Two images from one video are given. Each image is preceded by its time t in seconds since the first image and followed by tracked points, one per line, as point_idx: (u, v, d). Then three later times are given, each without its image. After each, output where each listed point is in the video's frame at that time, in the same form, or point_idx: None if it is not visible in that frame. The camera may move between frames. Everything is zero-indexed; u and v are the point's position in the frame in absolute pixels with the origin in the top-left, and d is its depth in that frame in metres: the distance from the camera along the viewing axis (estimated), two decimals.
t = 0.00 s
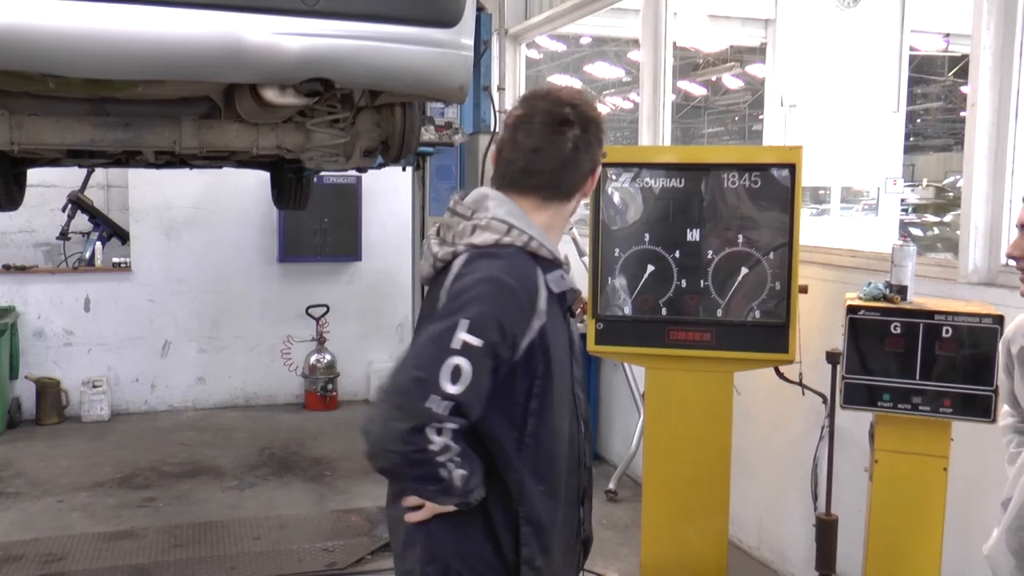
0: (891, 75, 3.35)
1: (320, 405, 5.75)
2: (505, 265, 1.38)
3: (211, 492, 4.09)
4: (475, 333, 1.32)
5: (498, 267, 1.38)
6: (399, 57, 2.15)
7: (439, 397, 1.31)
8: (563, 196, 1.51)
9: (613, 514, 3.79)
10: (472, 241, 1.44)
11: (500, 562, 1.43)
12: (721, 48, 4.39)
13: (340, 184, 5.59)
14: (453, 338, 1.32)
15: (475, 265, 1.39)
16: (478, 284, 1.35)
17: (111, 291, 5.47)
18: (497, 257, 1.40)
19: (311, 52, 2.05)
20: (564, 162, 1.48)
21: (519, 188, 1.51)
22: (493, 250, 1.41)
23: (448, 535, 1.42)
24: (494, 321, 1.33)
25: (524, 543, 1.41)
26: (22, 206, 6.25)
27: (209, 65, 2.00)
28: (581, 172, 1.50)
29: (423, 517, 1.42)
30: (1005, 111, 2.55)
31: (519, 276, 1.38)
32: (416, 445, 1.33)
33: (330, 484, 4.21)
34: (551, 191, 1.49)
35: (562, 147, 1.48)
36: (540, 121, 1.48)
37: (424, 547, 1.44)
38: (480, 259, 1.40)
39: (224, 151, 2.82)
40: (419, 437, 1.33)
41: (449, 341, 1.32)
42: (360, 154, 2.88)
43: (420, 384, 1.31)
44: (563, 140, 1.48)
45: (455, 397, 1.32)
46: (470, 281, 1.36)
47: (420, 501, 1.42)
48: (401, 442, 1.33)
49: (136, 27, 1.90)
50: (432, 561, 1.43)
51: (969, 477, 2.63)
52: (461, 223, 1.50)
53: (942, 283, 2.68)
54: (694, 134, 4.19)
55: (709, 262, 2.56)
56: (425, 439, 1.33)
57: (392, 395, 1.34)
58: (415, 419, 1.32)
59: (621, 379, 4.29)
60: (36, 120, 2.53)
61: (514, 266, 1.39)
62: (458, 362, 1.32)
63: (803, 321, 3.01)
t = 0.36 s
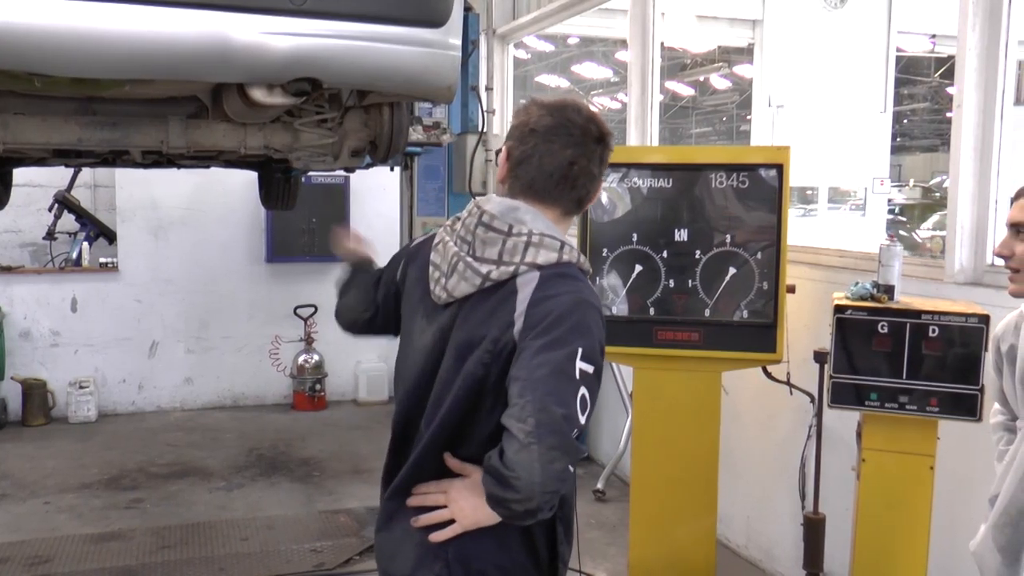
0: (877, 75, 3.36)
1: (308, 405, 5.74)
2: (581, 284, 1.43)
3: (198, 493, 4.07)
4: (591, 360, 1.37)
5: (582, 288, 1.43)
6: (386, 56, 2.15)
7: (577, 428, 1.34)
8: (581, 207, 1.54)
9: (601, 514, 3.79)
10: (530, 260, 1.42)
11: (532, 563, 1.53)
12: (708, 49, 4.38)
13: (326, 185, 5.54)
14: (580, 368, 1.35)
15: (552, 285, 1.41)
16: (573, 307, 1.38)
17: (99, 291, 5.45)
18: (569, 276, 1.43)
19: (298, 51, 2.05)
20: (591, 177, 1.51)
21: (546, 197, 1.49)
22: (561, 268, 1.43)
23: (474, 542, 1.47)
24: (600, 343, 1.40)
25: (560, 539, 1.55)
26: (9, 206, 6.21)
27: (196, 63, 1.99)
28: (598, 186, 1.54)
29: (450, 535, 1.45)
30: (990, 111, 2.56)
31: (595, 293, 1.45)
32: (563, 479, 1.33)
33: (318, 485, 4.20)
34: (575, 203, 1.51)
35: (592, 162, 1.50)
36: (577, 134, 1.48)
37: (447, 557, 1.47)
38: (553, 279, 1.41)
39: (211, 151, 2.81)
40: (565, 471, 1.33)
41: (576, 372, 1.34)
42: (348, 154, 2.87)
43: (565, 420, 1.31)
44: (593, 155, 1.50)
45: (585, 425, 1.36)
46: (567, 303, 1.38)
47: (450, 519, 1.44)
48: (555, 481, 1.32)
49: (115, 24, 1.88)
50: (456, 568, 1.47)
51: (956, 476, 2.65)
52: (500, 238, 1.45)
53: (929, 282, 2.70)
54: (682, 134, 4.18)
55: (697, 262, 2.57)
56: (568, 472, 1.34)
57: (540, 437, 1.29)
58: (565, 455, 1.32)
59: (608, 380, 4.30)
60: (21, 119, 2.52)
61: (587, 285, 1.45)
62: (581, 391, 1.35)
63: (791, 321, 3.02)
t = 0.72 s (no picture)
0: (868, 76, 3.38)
1: (300, 405, 5.73)
2: (572, 304, 1.41)
3: (189, 493, 4.06)
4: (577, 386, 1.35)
5: (574, 308, 1.40)
6: (378, 55, 2.15)
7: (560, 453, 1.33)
8: (585, 224, 1.51)
9: (592, 513, 3.79)
10: (523, 278, 1.40)
11: (524, 562, 1.52)
12: (699, 49, 4.39)
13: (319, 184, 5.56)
14: (564, 394, 1.33)
15: (544, 305, 1.39)
16: (562, 330, 1.36)
17: (90, 291, 5.43)
18: (560, 296, 1.41)
19: (290, 50, 2.05)
20: (599, 194, 1.48)
21: (549, 208, 1.47)
22: (554, 287, 1.41)
23: (465, 542, 1.48)
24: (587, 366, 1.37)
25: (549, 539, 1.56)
26: None
27: (187, 61, 1.98)
28: (607, 205, 1.51)
29: (435, 535, 1.46)
30: (980, 111, 2.57)
31: (586, 314, 1.42)
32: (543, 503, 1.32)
33: (309, 484, 4.20)
34: (580, 218, 1.48)
35: (602, 179, 1.48)
36: (590, 149, 1.46)
37: (436, 556, 1.48)
38: (545, 298, 1.39)
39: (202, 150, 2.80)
40: (546, 495, 1.33)
41: (560, 398, 1.32)
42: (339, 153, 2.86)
43: (547, 446, 1.30)
44: (604, 173, 1.48)
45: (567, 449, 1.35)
46: (556, 326, 1.36)
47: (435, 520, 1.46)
48: (535, 506, 1.31)
49: (103, 24, 1.87)
50: (446, 567, 1.48)
51: (946, 474, 2.65)
52: (495, 252, 1.43)
53: (920, 282, 2.70)
54: (674, 134, 4.27)
55: (688, 261, 2.57)
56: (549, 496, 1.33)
57: (520, 463, 1.29)
58: (546, 480, 1.31)
59: (600, 380, 4.31)
60: (11, 118, 2.51)
61: (578, 303, 1.42)
62: (566, 416, 1.33)
63: (782, 320, 3.03)
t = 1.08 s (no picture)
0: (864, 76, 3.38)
1: (296, 405, 5.73)
2: (536, 302, 1.39)
3: (185, 493, 4.05)
4: (526, 385, 1.33)
5: (537, 307, 1.39)
6: (374, 55, 2.15)
7: (497, 450, 1.32)
8: (567, 221, 1.49)
9: (588, 513, 3.79)
10: (489, 274, 1.40)
11: (498, 561, 1.51)
12: (695, 48, 4.37)
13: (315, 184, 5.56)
14: (509, 391, 1.32)
15: (505, 303, 1.38)
16: (517, 328, 1.35)
17: (85, 291, 5.42)
18: (524, 294, 1.39)
19: (286, 50, 2.05)
20: (579, 190, 1.47)
21: (528, 204, 1.47)
22: (519, 285, 1.40)
23: (441, 537, 1.47)
24: (539, 366, 1.35)
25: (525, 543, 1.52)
26: None
27: (184, 61, 1.98)
28: (589, 202, 1.50)
29: (412, 528, 1.46)
30: (975, 111, 2.57)
31: (552, 313, 1.40)
32: (478, 500, 1.32)
33: (305, 484, 4.19)
34: (559, 215, 1.47)
35: (582, 175, 1.47)
36: (568, 144, 1.45)
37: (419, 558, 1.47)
38: (508, 296, 1.38)
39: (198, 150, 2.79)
40: (480, 491, 1.32)
41: (504, 396, 1.31)
42: (335, 153, 2.86)
43: (482, 442, 1.30)
44: (583, 169, 1.47)
45: (509, 448, 1.33)
46: (511, 323, 1.35)
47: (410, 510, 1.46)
48: (465, 501, 1.31)
49: (100, 23, 1.87)
50: (423, 563, 1.47)
51: (942, 473, 2.65)
52: (466, 250, 1.44)
53: (916, 282, 2.70)
54: (669, 134, 4.16)
55: (684, 260, 2.58)
56: (487, 493, 1.32)
57: (453, 456, 1.30)
58: (480, 475, 1.31)
59: (597, 380, 4.31)
60: (7, 118, 2.51)
61: (544, 304, 1.40)
62: (511, 413, 1.32)
63: (779, 320, 3.03)
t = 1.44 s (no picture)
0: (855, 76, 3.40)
1: (287, 406, 5.71)
2: (511, 314, 1.40)
3: (176, 495, 4.04)
4: (499, 400, 1.33)
5: (511, 319, 1.39)
6: (365, 55, 2.14)
7: (469, 464, 1.31)
8: (544, 227, 1.49)
9: (580, 512, 3.80)
10: (466, 287, 1.40)
11: (477, 562, 1.50)
12: (687, 48, 4.41)
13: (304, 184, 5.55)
14: (482, 406, 1.31)
15: (480, 315, 1.38)
16: (492, 341, 1.35)
17: (73, 292, 5.39)
18: (500, 306, 1.40)
19: (276, 50, 2.04)
20: (558, 197, 1.46)
21: (506, 208, 1.46)
22: (495, 297, 1.40)
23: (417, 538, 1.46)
24: (512, 380, 1.35)
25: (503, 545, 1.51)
26: None
27: (174, 61, 1.97)
28: (568, 209, 1.49)
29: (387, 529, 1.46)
30: (964, 110, 2.58)
31: (527, 325, 1.40)
32: (448, 514, 1.31)
33: (297, 485, 4.19)
34: (537, 221, 1.47)
35: (561, 182, 1.46)
36: (549, 150, 1.45)
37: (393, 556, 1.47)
38: (483, 308, 1.39)
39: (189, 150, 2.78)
40: (450, 505, 1.31)
41: (478, 410, 1.30)
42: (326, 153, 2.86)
43: (454, 457, 1.29)
44: (563, 176, 1.46)
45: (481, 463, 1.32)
46: (486, 337, 1.35)
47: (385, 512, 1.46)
48: (434, 514, 1.30)
49: (88, 23, 1.87)
50: (399, 562, 1.47)
51: (932, 471, 2.67)
52: (442, 260, 1.43)
53: (906, 281, 2.71)
54: (661, 133, 4.19)
55: (675, 261, 2.58)
56: (459, 506, 1.32)
57: (423, 471, 1.29)
58: (451, 491, 1.30)
59: (588, 379, 4.31)
60: None
61: (518, 315, 1.41)
62: (484, 427, 1.32)
63: (769, 319, 3.03)
